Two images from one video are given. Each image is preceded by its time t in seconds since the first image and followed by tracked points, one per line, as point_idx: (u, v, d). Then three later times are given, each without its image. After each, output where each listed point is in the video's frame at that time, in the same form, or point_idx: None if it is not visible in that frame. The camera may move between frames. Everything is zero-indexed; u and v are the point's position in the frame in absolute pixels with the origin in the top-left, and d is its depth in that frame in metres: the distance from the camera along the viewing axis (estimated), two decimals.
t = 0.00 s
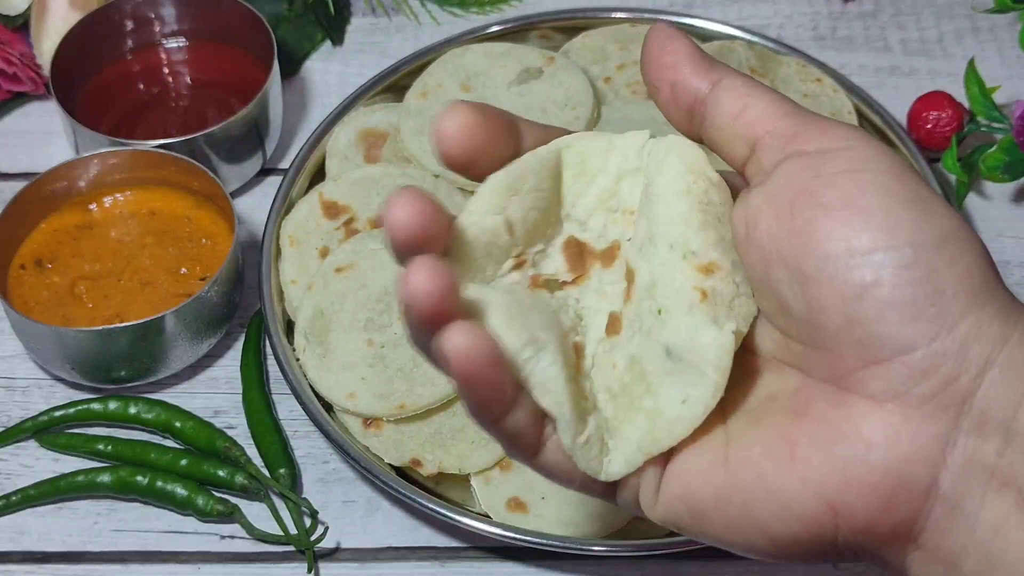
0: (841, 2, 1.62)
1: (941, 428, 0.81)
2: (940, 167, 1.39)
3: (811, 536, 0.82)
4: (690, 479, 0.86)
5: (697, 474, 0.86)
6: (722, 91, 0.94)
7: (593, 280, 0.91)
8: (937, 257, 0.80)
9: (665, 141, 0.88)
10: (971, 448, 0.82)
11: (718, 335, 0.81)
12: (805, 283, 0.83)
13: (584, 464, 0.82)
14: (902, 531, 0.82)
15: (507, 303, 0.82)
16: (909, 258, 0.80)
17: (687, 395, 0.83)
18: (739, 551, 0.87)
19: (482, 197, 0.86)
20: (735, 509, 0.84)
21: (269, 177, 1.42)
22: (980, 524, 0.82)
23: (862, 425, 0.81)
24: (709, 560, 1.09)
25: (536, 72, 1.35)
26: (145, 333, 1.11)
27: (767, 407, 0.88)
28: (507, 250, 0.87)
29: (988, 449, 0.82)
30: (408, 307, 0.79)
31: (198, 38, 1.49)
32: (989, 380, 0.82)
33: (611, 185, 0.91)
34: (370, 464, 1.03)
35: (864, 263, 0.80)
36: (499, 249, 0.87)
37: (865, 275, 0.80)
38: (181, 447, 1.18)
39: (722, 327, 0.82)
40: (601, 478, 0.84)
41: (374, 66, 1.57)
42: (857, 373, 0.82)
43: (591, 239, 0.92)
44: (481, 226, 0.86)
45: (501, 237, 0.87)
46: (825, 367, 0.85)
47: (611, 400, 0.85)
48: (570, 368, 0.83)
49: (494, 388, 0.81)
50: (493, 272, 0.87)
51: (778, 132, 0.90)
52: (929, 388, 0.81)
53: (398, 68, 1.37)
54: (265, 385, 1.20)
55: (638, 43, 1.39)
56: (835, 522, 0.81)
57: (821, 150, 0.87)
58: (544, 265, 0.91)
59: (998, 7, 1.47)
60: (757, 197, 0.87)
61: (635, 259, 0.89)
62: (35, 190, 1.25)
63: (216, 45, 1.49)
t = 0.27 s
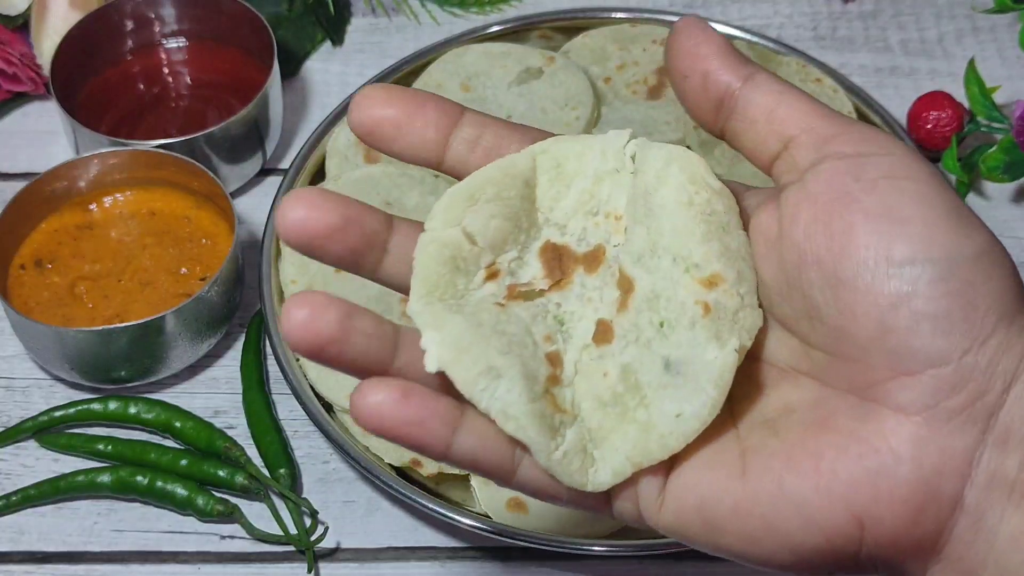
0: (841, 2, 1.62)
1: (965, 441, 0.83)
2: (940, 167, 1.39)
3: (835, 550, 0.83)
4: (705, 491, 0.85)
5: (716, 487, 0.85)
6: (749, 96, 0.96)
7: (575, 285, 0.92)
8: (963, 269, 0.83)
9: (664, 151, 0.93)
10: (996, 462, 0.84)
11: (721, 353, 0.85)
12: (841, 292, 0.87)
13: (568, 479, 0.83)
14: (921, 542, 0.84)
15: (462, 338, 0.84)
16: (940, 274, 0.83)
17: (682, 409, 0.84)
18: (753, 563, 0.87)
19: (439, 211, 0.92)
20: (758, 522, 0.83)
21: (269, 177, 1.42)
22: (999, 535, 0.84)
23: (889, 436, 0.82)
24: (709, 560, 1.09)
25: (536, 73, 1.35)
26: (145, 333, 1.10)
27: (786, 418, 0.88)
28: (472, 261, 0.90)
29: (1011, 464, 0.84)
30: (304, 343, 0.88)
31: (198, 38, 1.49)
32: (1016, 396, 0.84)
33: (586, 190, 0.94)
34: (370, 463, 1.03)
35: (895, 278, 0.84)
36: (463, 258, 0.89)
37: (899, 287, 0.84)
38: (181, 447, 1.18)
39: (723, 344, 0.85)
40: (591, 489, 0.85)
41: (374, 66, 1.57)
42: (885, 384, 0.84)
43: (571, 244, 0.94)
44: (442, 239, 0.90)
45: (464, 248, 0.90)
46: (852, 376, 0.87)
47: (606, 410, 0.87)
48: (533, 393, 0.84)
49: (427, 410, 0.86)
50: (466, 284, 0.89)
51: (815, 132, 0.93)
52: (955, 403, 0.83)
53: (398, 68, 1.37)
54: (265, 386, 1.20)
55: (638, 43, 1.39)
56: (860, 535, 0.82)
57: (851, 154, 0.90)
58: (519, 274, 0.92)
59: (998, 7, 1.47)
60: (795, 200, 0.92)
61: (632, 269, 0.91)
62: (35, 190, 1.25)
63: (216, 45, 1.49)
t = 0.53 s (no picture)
0: (841, 2, 1.62)
1: (1000, 446, 0.82)
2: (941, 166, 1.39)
3: (867, 555, 0.82)
4: (729, 492, 0.84)
5: (745, 488, 0.83)
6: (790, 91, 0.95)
7: (575, 289, 0.92)
8: (1001, 275, 0.82)
9: (671, 162, 0.94)
10: None
11: (737, 366, 0.85)
12: (879, 292, 0.86)
13: (573, 491, 0.82)
14: (950, 545, 0.84)
15: (454, 361, 0.86)
16: (980, 281, 0.82)
17: (694, 420, 0.84)
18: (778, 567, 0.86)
19: (431, 220, 0.93)
20: (788, 525, 0.82)
21: (270, 177, 1.42)
22: None
23: (923, 438, 0.81)
24: (710, 560, 1.09)
25: (536, 73, 1.35)
26: (145, 333, 1.10)
27: (815, 419, 0.88)
28: (468, 270, 0.91)
29: None
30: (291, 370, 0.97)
31: (198, 38, 1.49)
32: None
33: (585, 195, 0.95)
34: (370, 463, 1.03)
35: (931, 281, 0.84)
36: (459, 267, 0.91)
37: (936, 291, 0.83)
38: (181, 447, 1.18)
39: (740, 358, 0.85)
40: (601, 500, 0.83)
41: (374, 66, 1.57)
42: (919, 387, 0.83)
43: (570, 247, 0.93)
44: (437, 249, 0.91)
45: (458, 257, 0.91)
46: (884, 379, 0.86)
47: (615, 419, 0.86)
48: (530, 410, 0.84)
49: (424, 427, 0.91)
50: (462, 291, 0.91)
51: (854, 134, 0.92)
52: (993, 406, 0.82)
53: (398, 68, 1.37)
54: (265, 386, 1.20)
55: (638, 43, 1.39)
56: (891, 538, 0.82)
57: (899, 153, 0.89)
58: (517, 279, 0.92)
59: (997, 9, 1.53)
60: (842, 197, 0.91)
61: (644, 280, 0.91)
62: (35, 190, 1.25)
63: (216, 45, 1.49)
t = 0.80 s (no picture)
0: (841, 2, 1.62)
1: None
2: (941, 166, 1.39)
3: (898, 549, 0.83)
4: (763, 484, 0.85)
5: (780, 480, 0.85)
6: (841, 81, 0.96)
7: (603, 277, 0.91)
8: None
9: (704, 155, 0.93)
10: None
11: (763, 363, 0.86)
12: (923, 287, 0.88)
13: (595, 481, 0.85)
14: (984, 544, 0.84)
15: (474, 357, 0.87)
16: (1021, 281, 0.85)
17: (719, 415, 0.86)
18: (811, 560, 0.87)
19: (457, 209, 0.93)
20: (824, 519, 0.83)
21: (270, 177, 1.42)
22: None
23: (960, 434, 0.83)
24: (710, 560, 1.09)
25: (536, 73, 1.35)
26: (145, 334, 1.10)
27: (850, 412, 0.89)
28: (494, 258, 0.91)
29: None
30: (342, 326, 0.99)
31: (198, 38, 1.49)
32: None
33: (611, 181, 0.94)
34: (370, 463, 1.03)
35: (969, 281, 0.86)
36: (484, 255, 0.91)
37: (975, 290, 0.86)
38: (181, 447, 1.18)
39: (767, 355, 0.86)
40: (625, 489, 0.85)
41: (374, 66, 1.57)
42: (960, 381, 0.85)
43: (598, 234, 0.92)
44: (461, 239, 0.92)
45: (483, 245, 0.92)
46: (922, 374, 0.88)
47: (640, 409, 0.87)
48: (552, 406, 0.86)
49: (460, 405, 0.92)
50: (488, 279, 0.91)
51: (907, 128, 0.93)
52: None
53: (398, 68, 1.38)
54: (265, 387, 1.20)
55: (639, 43, 1.39)
56: (926, 533, 0.83)
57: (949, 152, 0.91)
58: (544, 266, 0.91)
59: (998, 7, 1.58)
60: (887, 192, 0.93)
61: (675, 271, 0.90)
62: (35, 190, 1.25)
63: (216, 45, 1.49)
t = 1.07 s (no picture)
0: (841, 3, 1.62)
1: None
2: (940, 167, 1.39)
3: (921, 537, 0.82)
4: (784, 469, 0.85)
5: (801, 466, 0.85)
6: (868, 76, 0.98)
7: (628, 259, 0.91)
8: None
9: (735, 141, 0.93)
10: None
11: (789, 350, 0.86)
12: (948, 277, 0.89)
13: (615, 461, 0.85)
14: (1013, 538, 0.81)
15: (498, 339, 0.87)
16: None
17: (743, 399, 0.86)
18: (834, 546, 0.87)
19: (482, 187, 0.94)
20: (843, 505, 0.83)
21: (270, 177, 1.42)
22: None
23: (984, 422, 0.81)
24: (711, 560, 1.09)
25: (536, 72, 1.35)
26: (145, 333, 1.10)
27: (872, 400, 0.89)
28: (517, 238, 0.91)
29: None
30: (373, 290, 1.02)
31: (198, 38, 1.49)
32: None
33: (638, 164, 0.94)
34: (370, 463, 1.03)
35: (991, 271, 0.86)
36: (507, 234, 0.91)
37: (996, 282, 0.86)
38: (181, 447, 1.18)
39: (792, 341, 0.86)
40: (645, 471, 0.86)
41: (374, 66, 1.57)
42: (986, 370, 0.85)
43: (624, 216, 0.92)
44: (486, 217, 0.92)
45: (507, 223, 0.92)
46: (947, 363, 0.88)
47: (663, 391, 0.87)
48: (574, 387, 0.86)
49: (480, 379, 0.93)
50: (512, 257, 0.91)
51: (934, 122, 0.96)
52: None
53: (398, 68, 1.38)
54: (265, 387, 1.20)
55: (639, 43, 1.39)
56: (949, 523, 0.81)
57: (976, 144, 0.93)
58: (568, 247, 0.91)
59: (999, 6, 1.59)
60: (917, 182, 0.94)
61: (701, 256, 0.90)
62: (35, 190, 1.24)
63: (216, 45, 1.49)
